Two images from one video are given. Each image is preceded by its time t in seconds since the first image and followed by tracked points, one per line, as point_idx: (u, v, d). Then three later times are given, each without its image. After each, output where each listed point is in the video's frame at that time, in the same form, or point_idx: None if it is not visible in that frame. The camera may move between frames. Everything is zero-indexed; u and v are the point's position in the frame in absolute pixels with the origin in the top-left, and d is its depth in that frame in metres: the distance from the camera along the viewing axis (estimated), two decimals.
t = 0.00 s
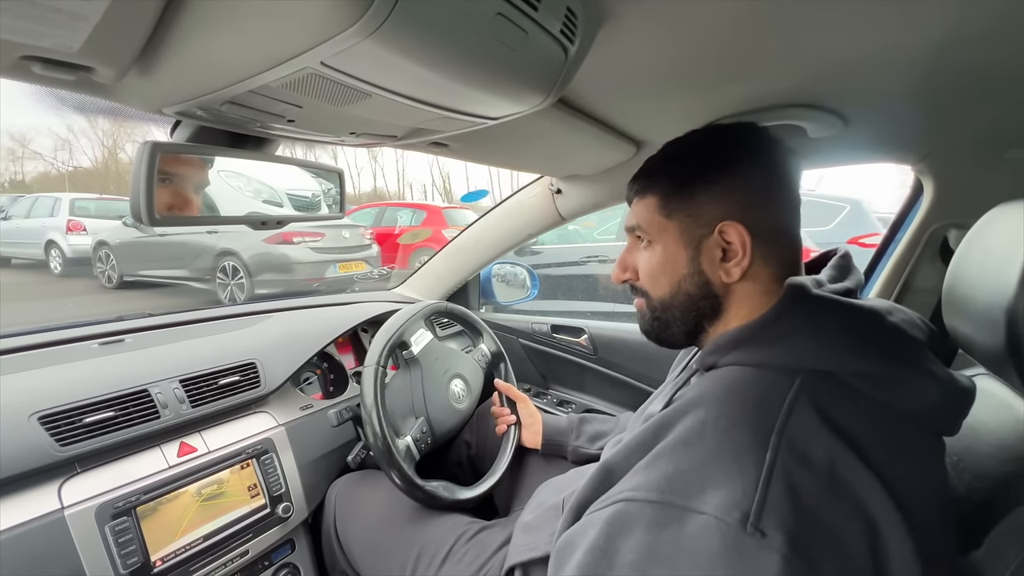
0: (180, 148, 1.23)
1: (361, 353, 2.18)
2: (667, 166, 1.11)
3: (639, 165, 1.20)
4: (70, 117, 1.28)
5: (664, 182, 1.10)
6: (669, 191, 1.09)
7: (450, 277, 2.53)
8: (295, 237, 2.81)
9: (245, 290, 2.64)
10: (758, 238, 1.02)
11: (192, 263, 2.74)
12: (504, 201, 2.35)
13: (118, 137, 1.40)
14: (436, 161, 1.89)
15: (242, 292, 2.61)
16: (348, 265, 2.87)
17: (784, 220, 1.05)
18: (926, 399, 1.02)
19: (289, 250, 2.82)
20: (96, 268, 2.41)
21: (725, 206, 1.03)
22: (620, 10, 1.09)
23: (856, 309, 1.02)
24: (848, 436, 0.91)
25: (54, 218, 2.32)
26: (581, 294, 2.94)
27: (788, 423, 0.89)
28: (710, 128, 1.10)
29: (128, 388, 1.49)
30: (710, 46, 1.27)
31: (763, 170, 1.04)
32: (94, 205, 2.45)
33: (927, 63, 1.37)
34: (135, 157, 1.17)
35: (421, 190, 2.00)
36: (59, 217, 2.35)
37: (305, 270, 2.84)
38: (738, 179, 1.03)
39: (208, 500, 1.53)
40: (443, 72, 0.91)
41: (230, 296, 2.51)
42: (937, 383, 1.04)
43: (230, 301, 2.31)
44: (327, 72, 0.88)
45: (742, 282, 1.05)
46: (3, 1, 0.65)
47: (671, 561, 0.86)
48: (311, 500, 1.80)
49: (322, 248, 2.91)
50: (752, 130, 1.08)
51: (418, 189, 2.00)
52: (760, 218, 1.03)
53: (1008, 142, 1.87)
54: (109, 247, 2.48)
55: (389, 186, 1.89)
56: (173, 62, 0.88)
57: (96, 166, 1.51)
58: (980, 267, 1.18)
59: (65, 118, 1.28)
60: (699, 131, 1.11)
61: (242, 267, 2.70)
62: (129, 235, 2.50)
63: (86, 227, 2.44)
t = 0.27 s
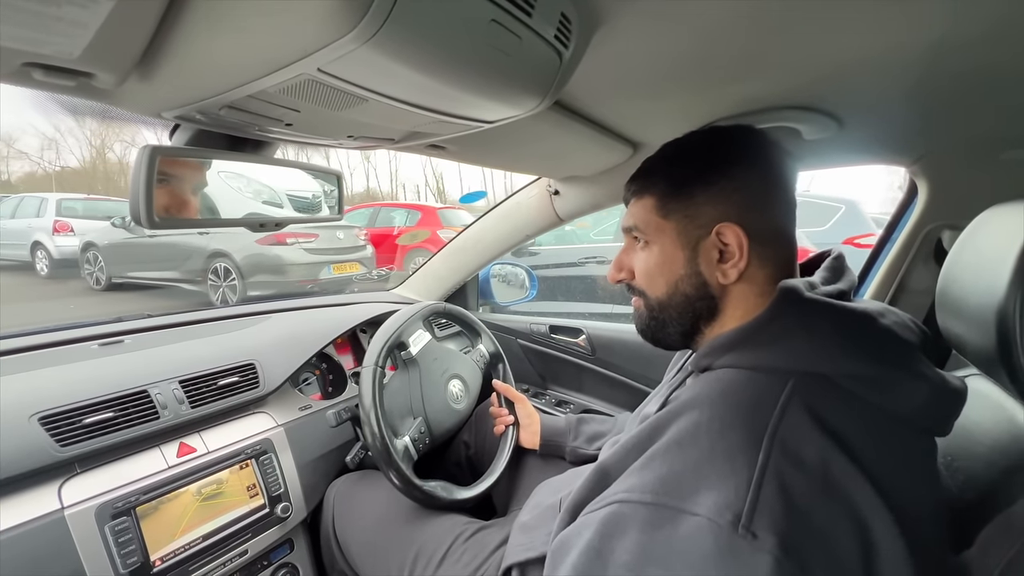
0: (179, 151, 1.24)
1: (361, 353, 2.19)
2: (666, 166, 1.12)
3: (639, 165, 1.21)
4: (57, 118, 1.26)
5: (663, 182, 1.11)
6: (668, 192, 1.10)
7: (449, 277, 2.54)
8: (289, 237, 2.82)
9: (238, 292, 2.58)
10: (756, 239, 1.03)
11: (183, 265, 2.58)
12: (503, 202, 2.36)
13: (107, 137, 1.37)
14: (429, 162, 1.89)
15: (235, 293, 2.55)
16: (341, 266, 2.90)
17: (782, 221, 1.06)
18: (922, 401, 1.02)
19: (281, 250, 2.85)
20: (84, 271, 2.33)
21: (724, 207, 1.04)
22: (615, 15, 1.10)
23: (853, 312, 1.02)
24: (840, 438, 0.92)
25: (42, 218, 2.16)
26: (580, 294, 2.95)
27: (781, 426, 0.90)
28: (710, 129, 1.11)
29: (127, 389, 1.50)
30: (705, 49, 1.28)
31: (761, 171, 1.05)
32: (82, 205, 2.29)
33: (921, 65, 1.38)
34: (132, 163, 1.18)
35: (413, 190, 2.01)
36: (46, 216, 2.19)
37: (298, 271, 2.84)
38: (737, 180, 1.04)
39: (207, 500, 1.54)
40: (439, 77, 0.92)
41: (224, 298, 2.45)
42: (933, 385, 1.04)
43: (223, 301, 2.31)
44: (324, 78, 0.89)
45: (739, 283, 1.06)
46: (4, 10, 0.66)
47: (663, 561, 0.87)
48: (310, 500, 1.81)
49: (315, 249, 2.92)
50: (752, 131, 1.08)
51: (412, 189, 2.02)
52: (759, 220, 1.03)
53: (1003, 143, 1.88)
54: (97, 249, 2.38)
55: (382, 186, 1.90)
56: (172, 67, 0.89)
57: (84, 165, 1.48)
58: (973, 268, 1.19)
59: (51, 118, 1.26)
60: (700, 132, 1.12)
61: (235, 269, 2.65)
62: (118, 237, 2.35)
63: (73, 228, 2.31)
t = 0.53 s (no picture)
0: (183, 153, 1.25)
1: (361, 354, 2.19)
2: (671, 167, 1.12)
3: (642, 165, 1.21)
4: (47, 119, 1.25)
5: (668, 183, 1.11)
6: (673, 192, 1.09)
7: (450, 278, 2.53)
8: (284, 238, 2.85)
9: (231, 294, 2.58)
10: (763, 242, 1.03)
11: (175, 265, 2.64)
12: (504, 203, 2.36)
13: (97, 136, 1.35)
14: (422, 162, 1.88)
15: (226, 295, 2.55)
16: (338, 268, 2.92)
17: (787, 224, 1.06)
18: (926, 407, 1.02)
19: (275, 250, 2.96)
20: (73, 271, 2.33)
21: (730, 209, 1.04)
22: (616, 16, 1.10)
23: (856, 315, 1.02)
24: (844, 443, 0.92)
25: (29, 218, 2.16)
26: (581, 296, 2.95)
27: (785, 431, 0.90)
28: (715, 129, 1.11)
29: (128, 390, 1.50)
30: (707, 51, 1.28)
31: (767, 172, 1.05)
32: (71, 204, 2.31)
33: (923, 66, 1.38)
34: (137, 160, 1.18)
35: (407, 190, 1.99)
36: (33, 217, 2.20)
37: (295, 273, 2.93)
38: (743, 182, 1.04)
39: (208, 501, 1.54)
40: (441, 79, 0.92)
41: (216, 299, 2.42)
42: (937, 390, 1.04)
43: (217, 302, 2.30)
44: (326, 79, 0.89)
45: (744, 286, 1.06)
46: (6, 12, 0.66)
47: (665, 566, 0.87)
48: (311, 501, 1.81)
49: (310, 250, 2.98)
50: (758, 132, 1.09)
51: (407, 189, 1.99)
52: (765, 222, 1.04)
53: (1004, 144, 1.88)
54: (86, 249, 2.38)
55: (375, 186, 1.89)
56: (173, 69, 0.89)
57: (72, 165, 1.47)
58: (976, 270, 1.19)
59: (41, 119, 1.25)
60: (704, 132, 1.12)
61: (228, 270, 2.68)
62: (109, 236, 2.42)
63: (62, 228, 2.30)
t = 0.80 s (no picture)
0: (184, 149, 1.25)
1: (362, 352, 2.18)
2: (673, 165, 1.11)
3: (642, 164, 1.20)
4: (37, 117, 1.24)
5: (671, 181, 1.10)
6: (675, 191, 1.09)
7: (450, 277, 2.52)
8: (279, 237, 2.81)
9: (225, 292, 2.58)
10: (767, 240, 1.03)
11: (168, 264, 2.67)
12: (505, 201, 2.36)
13: (89, 133, 1.36)
14: (417, 160, 1.87)
15: (222, 294, 2.54)
16: (334, 265, 2.88)
17: (792, 222, 1.05)
18: (932, 407, 1.01)
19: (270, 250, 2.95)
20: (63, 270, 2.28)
21: (734, 207, 1.03)
22: (618, 13, 1.09)
23: (860, 315, 1.01)
24: (849, 444, 0.91)
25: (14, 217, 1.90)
26: (584, 295, 2.97)
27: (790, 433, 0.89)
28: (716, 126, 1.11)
29: (129, 387, 1.49)
30: (709, 48, 1.28)
31: (771, 169, 1.04)
32: (59, 202, 2.06)
33: (926, 64, 1.37)
34: (137, 156, 1.19)
35: (402, 188, 1.98)
36: (19, 216, 1.93)
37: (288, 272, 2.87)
38: (746, 180, 1.03)
39: (208, 499, 1.54)
40: (443, 74, 0.92)
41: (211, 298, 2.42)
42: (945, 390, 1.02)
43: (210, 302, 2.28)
44: (327, 74, 0.89)
45: (750, 285, 1.05)
46: (6, 5, 0.66)
47: (668, 568, 0.86)
48: (312, 499, 1.81)
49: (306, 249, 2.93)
50: (761, 127, 1.08)
51: (402, 187, 1.99)
52: (770, 219, 1.03)
53: (1008, 142, 1.87)
54: (77, 248, 2.37)
55: (370, 185, 1.89)
56: (174, 64, 0.89)
57: (60, 161, 1.46)
58: (980, 268, 1.18)
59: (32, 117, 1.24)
60: (705, 128, 1.12)
61: (222, 269, 2.67)
62: (100, 235, 2.40)
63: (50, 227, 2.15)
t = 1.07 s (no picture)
0: (185, 147, 1.24)
1: (364, 351, 2.18)
2: (693, 160, 1.10)
3: (657, 159, 1.19)
4: (28, 112, 1.23)
5: (690, 178, 1.09)
6: (695, 188, 1.08)
7: (451, 276, 2.52)
8: (275, 235, 2.92)
9: (221, 292, 2.62)
10: (790, 241, 1.03)
11: (164, 263, 2.68)
12: (506, 200, 2.36)
13: (82, 130, 1.37)
14: (414, 159, 1.88)
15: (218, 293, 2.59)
16: (333, 265, 2.92)
17: (813, 221, 1.05)
18: (944, 416, 0.99)
19: (267, 249, 2.96)
20: (57, 268, 2.26)
21: (756, 206, 1.03)
22: (621, 12, 1.09)
23: (882, 319, 1.00)
24: (852, 445, 0.91)
25: (6, 215, 1.86)
26: (584, 294, 3.01)
27: (795, 432, 0.89)
28: (734, 121, 1.10)
29: (131, 385, 1.50)
30: (713, 48, 1.28)
31: (791, 167, 1.04)
32: (53, 200, 1.99)
33: (928, 64, 1.37)
34: (139, 156, 1.19)
35: (398, 187, 1.99)
36: (13, 214, 1.90)
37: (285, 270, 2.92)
38: (768, 178, 1.03)
39: (210, 496, 1.54)
40: (446, 74, 0.92)
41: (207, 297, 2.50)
42: (961, 399, 1.01)
43: (206, 301, 2.27)
44: (331, 73, 0.89)
45: (769, 286, 1.05)
46: (11, 3, 0.66)
47: (656, 551, 0.88)
48: (313, 497, 1.81)
49: (303, 247, 2.97)
50: (781, 125, 1.07)
51: (398, 185, 1.99)
52: (792, 219, 1.03)
53: (1009, 141, 1.87)
54: (69, 246, 2.34)
55: (367, 183, 1.88)
56: (177, 63, 0.89)
57: (56, 160, 1.44)
58: (983, 268, 1.18)
59: (22, 113, 1.23)
60: (724, 124, 1.11)
61: (218, 267, 2.67)
62: (94, 232, 2.40)
63: (45, 224, 2.12)
